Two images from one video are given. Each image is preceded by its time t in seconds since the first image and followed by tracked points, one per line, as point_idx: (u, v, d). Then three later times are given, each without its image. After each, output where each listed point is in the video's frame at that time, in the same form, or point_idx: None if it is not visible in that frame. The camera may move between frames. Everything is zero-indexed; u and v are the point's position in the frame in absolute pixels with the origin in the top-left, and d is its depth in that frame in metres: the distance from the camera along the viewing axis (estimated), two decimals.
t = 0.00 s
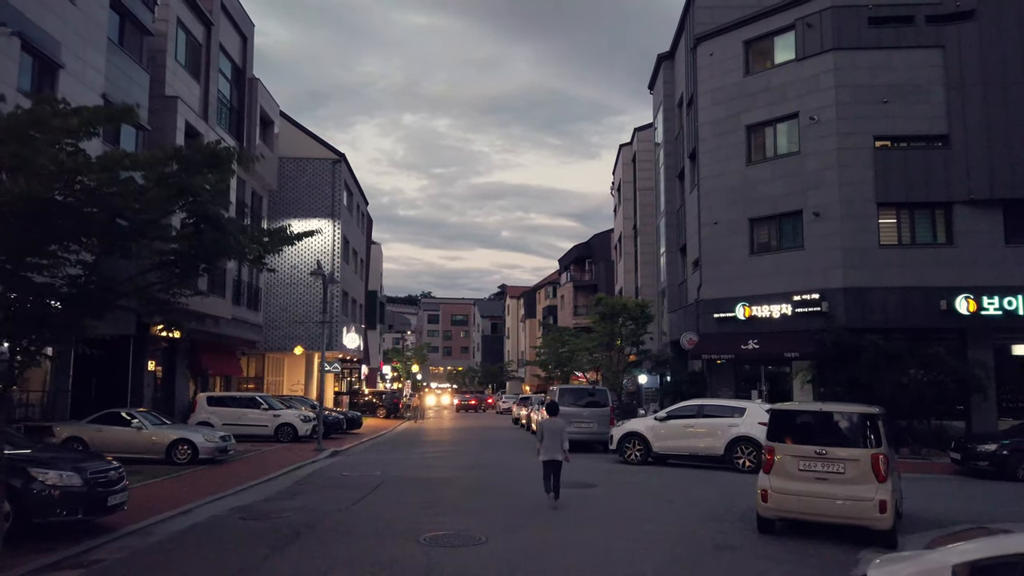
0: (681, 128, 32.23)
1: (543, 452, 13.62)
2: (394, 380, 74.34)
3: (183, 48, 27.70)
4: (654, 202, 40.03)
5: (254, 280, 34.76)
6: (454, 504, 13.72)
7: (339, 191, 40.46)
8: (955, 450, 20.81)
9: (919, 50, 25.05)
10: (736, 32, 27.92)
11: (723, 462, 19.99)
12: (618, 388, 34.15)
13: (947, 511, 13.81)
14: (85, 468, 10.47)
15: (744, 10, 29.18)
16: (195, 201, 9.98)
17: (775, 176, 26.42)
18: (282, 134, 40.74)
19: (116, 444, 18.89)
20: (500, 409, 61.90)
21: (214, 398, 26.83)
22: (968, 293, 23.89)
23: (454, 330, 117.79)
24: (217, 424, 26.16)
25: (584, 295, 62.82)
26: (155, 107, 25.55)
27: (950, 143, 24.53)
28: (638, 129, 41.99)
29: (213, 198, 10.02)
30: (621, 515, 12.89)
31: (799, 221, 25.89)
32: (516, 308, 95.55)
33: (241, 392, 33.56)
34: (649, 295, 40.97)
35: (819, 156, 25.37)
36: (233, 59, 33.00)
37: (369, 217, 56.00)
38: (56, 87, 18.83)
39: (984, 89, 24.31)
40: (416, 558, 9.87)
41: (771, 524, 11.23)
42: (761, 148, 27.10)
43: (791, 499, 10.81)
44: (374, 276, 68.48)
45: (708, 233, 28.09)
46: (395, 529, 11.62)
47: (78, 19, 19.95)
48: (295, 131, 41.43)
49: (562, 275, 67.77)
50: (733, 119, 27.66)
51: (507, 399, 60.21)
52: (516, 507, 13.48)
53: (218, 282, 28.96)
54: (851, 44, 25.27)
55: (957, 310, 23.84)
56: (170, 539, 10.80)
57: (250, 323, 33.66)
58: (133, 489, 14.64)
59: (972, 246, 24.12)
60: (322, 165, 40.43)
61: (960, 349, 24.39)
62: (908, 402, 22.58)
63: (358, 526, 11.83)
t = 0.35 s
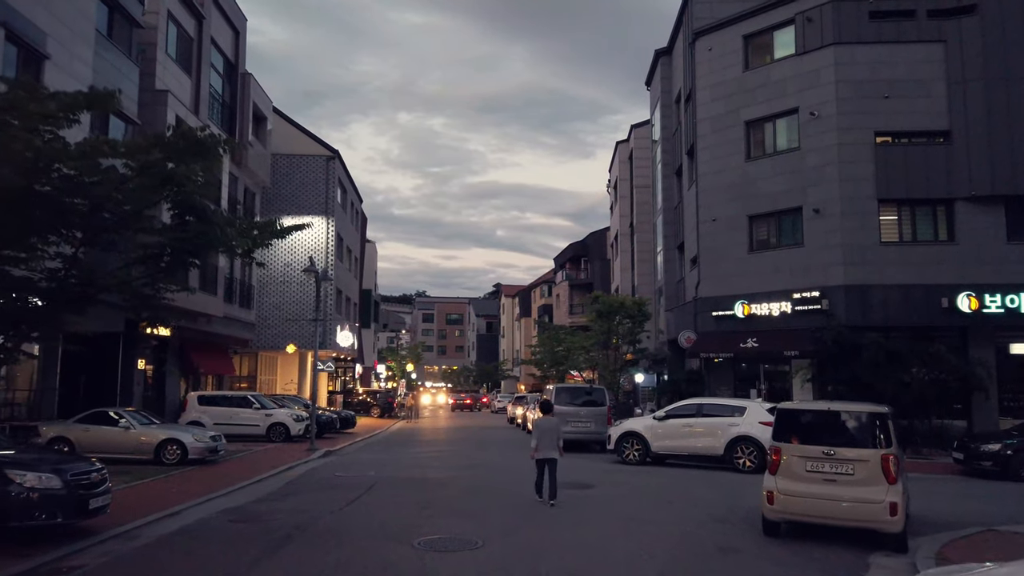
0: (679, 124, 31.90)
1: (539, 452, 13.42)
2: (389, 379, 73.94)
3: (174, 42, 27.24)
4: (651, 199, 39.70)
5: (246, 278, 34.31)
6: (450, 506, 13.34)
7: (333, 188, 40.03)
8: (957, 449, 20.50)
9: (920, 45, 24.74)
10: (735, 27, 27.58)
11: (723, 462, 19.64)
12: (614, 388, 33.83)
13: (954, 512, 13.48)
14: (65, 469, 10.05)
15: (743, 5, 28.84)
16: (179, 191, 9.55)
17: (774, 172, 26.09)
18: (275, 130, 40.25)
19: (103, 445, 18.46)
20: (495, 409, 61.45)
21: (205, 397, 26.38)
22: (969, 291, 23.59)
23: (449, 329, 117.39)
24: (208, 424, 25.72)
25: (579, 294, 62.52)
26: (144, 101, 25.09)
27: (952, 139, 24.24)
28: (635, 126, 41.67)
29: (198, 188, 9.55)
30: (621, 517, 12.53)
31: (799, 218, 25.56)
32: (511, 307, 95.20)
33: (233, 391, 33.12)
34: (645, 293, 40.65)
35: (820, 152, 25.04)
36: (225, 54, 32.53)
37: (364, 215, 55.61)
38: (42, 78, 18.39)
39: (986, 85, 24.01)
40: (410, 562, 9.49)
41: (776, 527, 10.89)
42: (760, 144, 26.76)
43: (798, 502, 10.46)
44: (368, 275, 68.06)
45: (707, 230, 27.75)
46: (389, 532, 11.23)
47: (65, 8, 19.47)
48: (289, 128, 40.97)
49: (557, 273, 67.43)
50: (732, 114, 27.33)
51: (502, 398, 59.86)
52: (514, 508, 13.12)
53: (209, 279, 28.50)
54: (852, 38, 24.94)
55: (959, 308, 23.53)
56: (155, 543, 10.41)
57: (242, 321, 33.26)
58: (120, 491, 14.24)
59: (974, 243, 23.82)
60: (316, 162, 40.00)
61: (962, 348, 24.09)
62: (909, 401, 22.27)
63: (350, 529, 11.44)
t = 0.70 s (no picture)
0: (675, 122, 31.54)
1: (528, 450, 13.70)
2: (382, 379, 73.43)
3: (162, 36, 26.75)
4: (647, 198, 39.33)
5: (237, 277, 33.89)
6: (442, 511, 12.90)
7: (326, 187, 39.59)
8: (959, 450, 20.14)
9: (920, 41, 24.42)
10: (732, 22, 27.22)
11: (722, 464, 19.26)
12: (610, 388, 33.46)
13: (961, 515, 13.10)
14: (38, 474, 9.60)
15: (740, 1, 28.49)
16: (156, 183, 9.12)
17: (773, 170, 25.72)
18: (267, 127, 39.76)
19: (87, 448, 17.97)
20: (489, 409, 61.01)
21: (193, 398, 25.88)
22: (970, 290, 23.26)
23: (443, 329, 116.91)
24: (196, 425, 25.23)
25: (574, 294, 62.17)
26: (132, 96, 24.63)
27: (952, 136, 23.92)
28: (630, 123, 41.31)
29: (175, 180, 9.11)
30: (619, 522, 12.12)
31: (798, 215, 25.19)
32: (506, 306, 94.81)
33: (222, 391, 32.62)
34: (641, 292, 40.28)
35: (819, 149, 24.69)
36: (215, 50, 32.04)
37: (357, 213, 55.16)
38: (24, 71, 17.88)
39: (987, 81, 23.69)
40: (400, 571, 9.06)
41: (780, 534, 10.49)
42: (758, 141, 26.39)
43: (803, 507, 10.06)
44: (362, 274, 67.60)
45: (704, 228, 27.39)
46: (378, 538, 10.79)
47: None
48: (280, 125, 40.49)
49: (552, 273, 67.05)
50: (729, 111, 26.97)
51: (496, 399, 59.45)
52: (509, 513, 12.69)
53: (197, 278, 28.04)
54: (851, 34, 24.60)
55: (960, 307, 23.19)
56: (133, 551, 9.96)
57: (232, 321, 32.84)
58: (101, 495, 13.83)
59: (975, 241, 23.48)
60: (308, 160, 39.55)
61: (962, 348, 23.75)
62: (910, 402, 21.92)
63: (337, 535, 10.99)
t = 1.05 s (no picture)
0: (672, 120, 31.19)
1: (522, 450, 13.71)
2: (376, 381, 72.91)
3: (151, 32, 26.28)
4: (643, 197, 38.97)
5: (228, 277, 33.49)
6: (434, 516, 12.50)
7: (318, 186, 39.16)
8: (962, 452, 19.76)
9: (920, 37, 24.10)
10: (730, 18, 26.88)
11: (721, 466, 18.87)
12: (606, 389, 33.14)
13: (970, 518, 12.73)
14: (13, 480, 9.16)
15: None
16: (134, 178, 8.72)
17: (771, 168, 25.38)
18: (259, 126, 39.32)
19: (72, 452, 17.49)
20: (484, 411, 60.56)
21: (183, 400, 25.35)
22: (972, 289, 22.93)
23: (438, 330, 116.40)
24: (185, 428, 24.75)
25: (569, 294, 61.81)
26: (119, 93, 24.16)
27: (953, 133, 23.60)
28: (626, 122, 40.96)
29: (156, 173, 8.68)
30: (620, 528, 11.71)
31: (797, 213, 24.83)
32: (501, 307, 94.42)
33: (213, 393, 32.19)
34: (637, 292, 39.91)
35: (818, 146, 24.36)
36: (206, 47, 31.56)
37: (350, 213, 54.75)
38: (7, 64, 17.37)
39: (988, 77, 23.39)
40: None
41: (786, 540, 10.11)
42: (756, 138, 26.03)
43: (809, 512, 9.69)
44: (356, 275, 67.14)
45: (702, 226, 27.03)
46: (367, 546, 10.38)
47: None
48: (272, 123, 40.02)
49: (548, 273, 66.67)
50: (727, 108, 26.63)
51: (492, 400, 59.05)
52: (504, 518, 12.28)
53: (187, 277, 27.59)
54: (850, 29, 24.28)
55: (961, 306, 22.88)
56: (112, 561, 9.52)
57: (223, 321, 32.43)
58: (82, 501, 13.44)
59: (976, 240, 23.17)
60: (301, 159, 39.10)
61: (963, 347, 23.42)
62: (911, 402, 21.57)
63: (325, 542, 10.57)
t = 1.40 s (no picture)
0: (668, 117, 30.87)
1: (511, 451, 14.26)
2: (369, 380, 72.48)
3: (137, 25, 25.77)
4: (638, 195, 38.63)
5: (218, 275, 33.07)
6: (424, 520, 12.09)
7: (310, 183, 38.70)
8: (963, 452, 19.34)
9: (919, 31, 23.81)
10: (726, 13, 26.55)
11: (718, 467, 18.52)
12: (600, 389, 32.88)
13: (974, 520, 12.39)
14: None
15: None
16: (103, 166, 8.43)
17: (768, 164, 25.04)
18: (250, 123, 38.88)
19: (53, 454, 17.05)
20: (478, 411, 60.18)
21: (170, 400, 24.91)
22: (971, 287, 22.65)
23: (432, 329, 115.95)
24: (172, 428, 24.31)
25: (563, 293, 61.50)
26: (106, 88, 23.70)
27: (952, 130, 23.32)
28: (621, 119, 40.62)
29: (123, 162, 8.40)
30: (615, 532, 11.32)
31: (794, 211, 24.50)
32: (495, 307, 94.09)
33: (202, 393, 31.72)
34: (632, 291, 39.58)
35: (815, 142, 24.02)
36: (195, 41, 31.10)
37: (343, 211, 54.37)
38: None
39: (987, 73, 23.11)
40: None
41: (787, 546, 9.73)
42: (753, 135, 25.69)
43: (811, 517, 9.32)
44: (348, 274, 66.68)
45: (698, 224, 26.68)
46: (352, 552, 9.97)
47: None
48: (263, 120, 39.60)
49: (541, 272, 66.31)
50: (723, 104, 26.29)
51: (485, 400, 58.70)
52: (495, 522, 11.89)
53: (174, 275, 27.15)
54: (848, 24, 23.96)
55: (960, 304, 22.59)
56: (84, 569, 9.10)
57: (212, 320, 32.00)
58: (59, 505, 13.02)
59: (975, 237, 22.88)
60: (292, 156, 38.66)
61: (962, 347, 23.13)
62: (910, 402, 21.25)
63: (309, 548, 10.16)
